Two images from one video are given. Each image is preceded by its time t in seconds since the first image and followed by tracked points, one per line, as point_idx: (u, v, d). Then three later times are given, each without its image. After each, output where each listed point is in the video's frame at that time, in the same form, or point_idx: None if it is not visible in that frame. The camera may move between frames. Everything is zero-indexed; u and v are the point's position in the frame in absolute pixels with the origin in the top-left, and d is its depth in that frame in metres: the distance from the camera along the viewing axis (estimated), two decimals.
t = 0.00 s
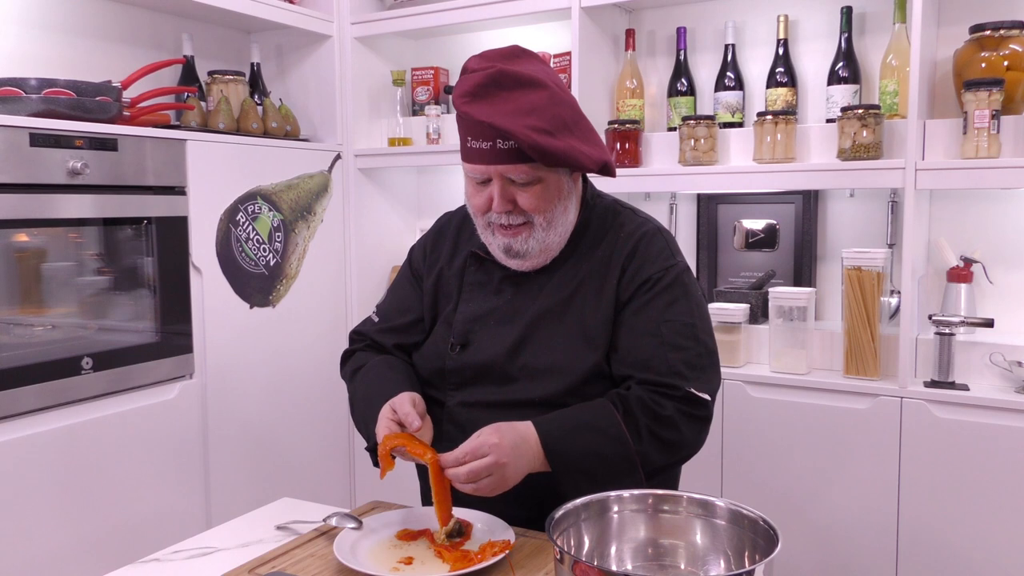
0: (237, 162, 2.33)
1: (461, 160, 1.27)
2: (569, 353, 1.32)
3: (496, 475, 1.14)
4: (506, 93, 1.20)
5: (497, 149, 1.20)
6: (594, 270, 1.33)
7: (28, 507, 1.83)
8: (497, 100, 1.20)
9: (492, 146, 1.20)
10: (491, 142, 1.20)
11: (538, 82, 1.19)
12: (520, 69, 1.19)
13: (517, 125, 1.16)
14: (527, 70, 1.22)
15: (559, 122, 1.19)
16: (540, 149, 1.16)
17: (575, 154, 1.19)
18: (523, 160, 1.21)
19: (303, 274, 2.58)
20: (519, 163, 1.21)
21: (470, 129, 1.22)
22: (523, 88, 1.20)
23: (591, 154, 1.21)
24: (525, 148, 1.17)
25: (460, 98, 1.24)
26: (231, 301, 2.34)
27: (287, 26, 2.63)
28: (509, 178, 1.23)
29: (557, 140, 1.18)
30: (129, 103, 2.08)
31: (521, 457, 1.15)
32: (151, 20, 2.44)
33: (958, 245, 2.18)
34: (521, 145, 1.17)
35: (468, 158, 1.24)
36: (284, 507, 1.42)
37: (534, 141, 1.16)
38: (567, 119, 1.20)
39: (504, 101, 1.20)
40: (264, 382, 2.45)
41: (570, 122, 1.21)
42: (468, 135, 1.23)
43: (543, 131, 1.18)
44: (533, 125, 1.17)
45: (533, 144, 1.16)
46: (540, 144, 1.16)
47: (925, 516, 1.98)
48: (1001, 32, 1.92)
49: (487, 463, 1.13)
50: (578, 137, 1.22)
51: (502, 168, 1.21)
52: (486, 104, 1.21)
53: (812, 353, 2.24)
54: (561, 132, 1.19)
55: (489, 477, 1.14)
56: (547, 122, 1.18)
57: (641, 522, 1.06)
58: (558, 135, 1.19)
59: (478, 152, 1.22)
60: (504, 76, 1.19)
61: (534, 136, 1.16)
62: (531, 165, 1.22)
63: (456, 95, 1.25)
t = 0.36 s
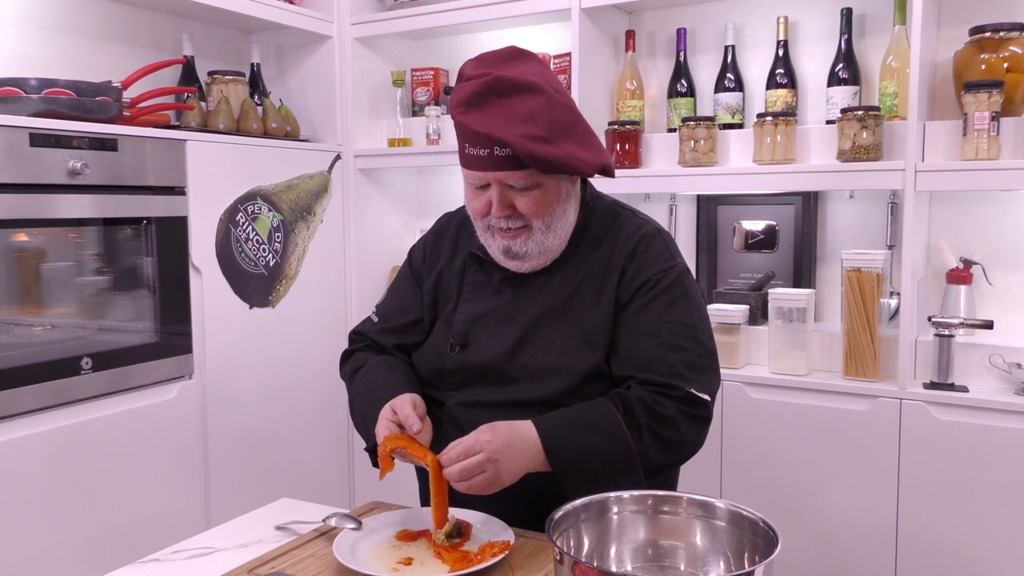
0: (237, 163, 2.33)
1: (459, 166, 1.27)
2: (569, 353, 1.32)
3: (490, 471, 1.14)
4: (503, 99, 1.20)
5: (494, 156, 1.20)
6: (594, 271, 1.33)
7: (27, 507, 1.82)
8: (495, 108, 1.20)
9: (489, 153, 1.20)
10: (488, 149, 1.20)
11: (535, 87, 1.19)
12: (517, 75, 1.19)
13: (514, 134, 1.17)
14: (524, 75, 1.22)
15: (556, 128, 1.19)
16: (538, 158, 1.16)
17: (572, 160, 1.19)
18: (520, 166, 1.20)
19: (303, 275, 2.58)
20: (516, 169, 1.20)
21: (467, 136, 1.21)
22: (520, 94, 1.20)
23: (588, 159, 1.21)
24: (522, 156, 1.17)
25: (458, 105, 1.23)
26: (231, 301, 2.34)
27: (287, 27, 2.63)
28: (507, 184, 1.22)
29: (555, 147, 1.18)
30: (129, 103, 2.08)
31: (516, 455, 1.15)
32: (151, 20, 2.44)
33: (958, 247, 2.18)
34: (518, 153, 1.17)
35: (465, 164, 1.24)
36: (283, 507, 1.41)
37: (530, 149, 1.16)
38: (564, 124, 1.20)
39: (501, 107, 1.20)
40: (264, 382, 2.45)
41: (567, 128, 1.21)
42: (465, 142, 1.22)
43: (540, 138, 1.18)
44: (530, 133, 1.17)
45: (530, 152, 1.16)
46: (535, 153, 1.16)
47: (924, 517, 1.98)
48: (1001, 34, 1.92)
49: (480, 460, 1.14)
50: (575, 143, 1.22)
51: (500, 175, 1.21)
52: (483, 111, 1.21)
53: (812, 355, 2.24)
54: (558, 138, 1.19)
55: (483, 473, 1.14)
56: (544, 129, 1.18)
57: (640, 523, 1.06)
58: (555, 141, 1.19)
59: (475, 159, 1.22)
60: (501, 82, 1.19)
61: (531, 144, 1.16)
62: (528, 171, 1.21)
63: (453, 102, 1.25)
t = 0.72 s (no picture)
0: (237, 163, 2.33)
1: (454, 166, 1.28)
2: (569, 354, 1.32)
3: (499, 470, 1.14)
4: (495, 99, 1.21)
5: (488, 155, 1.21)
6: (593, 272, 1.33)
7: (27, 507, 1.82)
8: (487, 107, 1.20)
9: (483, 152, 1.21)
10: (481, 147, 1.20)
11: (527, 86, 1.19)
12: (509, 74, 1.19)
13: (506, 132, 1.17)
14: (517, 74, 1.22)
15: (549, 127, 1.19)
16: (531, 156, 1.16)
17: (565, 159, 1.19)
18: (512, 164, 1.21)
19: (303, 275, 2.58)
20: (509, 168, 1.21)
21: (461, 135, 1.22)
22: (512, 92, 1.20)
23: (581, 158, 1.21)
24: (514, 155, 1.17)
25: (451, 105, 1.24)
26: (231, 302, 2.34)
27: (287, 27, 2.63)
28: (501, 182, 1.23)
29: (547, 145, 1.18)
30: (129, 103, 2.08)
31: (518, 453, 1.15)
32: (151, 20, 2.44)
33: (957, 247, 2.19)
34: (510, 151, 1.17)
35: (460, 163, 1.25)
36: (284, 507, 1.41)
37: (522, 147, 1.16)
38: (557, 123, 1.20)
39: (495, 106, 1.20)
40: (264, 383, 2.45)
41: (560, 126, 1.21)
42: (459, 141, 1.23)
43: (532, 137, 1.18)
44: (522, 132, 1.17)
45: (523, 151, 1.16)
46: (527, 150, 1.16)
47: (924, 518, 1.98)
48: (1000, 35, 1.91)
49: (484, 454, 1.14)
50: (568, 141, 1.21)
51: (494, 173, 1.22)
52: (475, 110, 1.21)
53: (811, 355, 2.24)
54: (550, 136, 1.19)
55: (492, 471, 1.14)
56: (536, 128, 1.18)
57: (640, 524, 1.06)
58: (547, 140, 1.19)
59: (469, 158, 1.22)
60: (493, 82, 1.19)
61: (523, 142, 1.17)
62: (521, 169, 1.22)
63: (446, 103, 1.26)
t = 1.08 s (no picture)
0: (237, 163, 2.33)
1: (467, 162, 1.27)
2: (569, 355, 1.32)
3: (492, 479, 1.14)
4: (515, 99, 1.21)
5: (504, 154, 1.20)
6: (594, 273, 1.34)
7: (26, 507, 1.82)
8: (507, 107, 1.20)
9: (499, 151, 1.20)
10: (499, 147, 1.20)
11: (548, 88, 1.20)
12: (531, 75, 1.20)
13: (527, 133, 1.17)
14: (537, 75, 1.22)
15: (568, 130, 1.20)
16: (550, 158, 1.17)
17: (583, 163, 1.19)
18: (529, 165, 1.21)
19: (303, 275, 2.58)
20: (525, 168, 1.21)
21: (479, 133, 1.22)
22: (533, 94, 1.21)
23: (598, 163, 1.21)
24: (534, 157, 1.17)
25: (470, 103, 1.24)
26: (231, 302, 2.34)
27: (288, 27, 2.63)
28: (514, 182, 1.23)
29: (566, 148, 1.19)
30: (130, 103, 2.08)
31: (518, 464, 1.15)
32: (152, 20, 2.44)
33: (957, 249, 2.19)
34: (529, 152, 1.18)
35: (474, 161, 1.24)
36: (284, 507, 1.42)
37: (543, 149, 1.16)
38: (576, 127, 1.21)
39: (515, 106, 1.20)
40: (264, 383, 2.45)
41: (579, 130, 1.21)
42: (476, 139, 1.23)
43: (551, 139, 1.18)
44: (542, 134, 1.18)
45: (543, 153, 1.16)
46: (547, 153, 1.17)
47: (923, 519, 1.99)
48: (1000, 37, 1.92)
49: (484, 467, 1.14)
50: (586, 145, 1.22)
51: (509, 173, 1.22)
52: (495, 109, 1.21)
53: (811, 356, 2.24)
54: (569, 140, 1.20)
55: (485, 481, 1.14)
56: (556, 131, 1.19)
57: (640, 524, 1.07)
58: (566, 143, 1.19)
59: (485, 156, 1.22)
60: (515, 82, 1.19)
61: (543, 144, 1.17)
62: (536, 171, 1.22)
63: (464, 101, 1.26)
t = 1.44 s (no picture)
0: (238, 163, 2.33)
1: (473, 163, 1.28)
2: (569, 356, 1.32)
3: (492, 479, 1.15)
4: (523, 101, 1.21)
5: (510, 156, 1.21)
6: (594, 275, 1.34)
7: (26, 507, 1.82)
8: (515, 110, 1.21)
9: (505, 153, 1.21)
10: (505, 149, 1.20)
11: (557, 91, 1.20)
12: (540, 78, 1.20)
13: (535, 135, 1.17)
14: (546, 78, 1.23)
15: (575, 134, 1.20)
16: (556, 161, 1.17)
17: (589, 167, 1.20)
18: (535, 168, 1.21)
19: (304, 276, 2.58)
20: (531, 171, 1.22)
21: (485, 134, 1.22)
22: (541, 97, 1.21)
23: (603, 167, 1.22)
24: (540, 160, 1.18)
25: (479, 104, 1.24)
26: (231, 302, 2.34)
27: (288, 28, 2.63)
28: (519, 185, 1.23)
29: (573, 152, 1.19)
30: (131, 104, 2.08)
31: (517, 461, 1.16)
32: (153, 21, 2.44)
33: (957, 250, 2.19)
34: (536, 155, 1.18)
35: (479, 162, 1.24)
36: (284, 507, 1.42)
37: (549, 152, 1.17)
38: (583, 130, 1.21)
39: (522, 109, 1.21)
40: (264, 384, 2.45)
41: (586, 134, 1.22)
42: (482, 140, 1.23)
43: (559, 143, 1.18)
44: (550, 137, 1.18)
45: (549, 156, 1.17)
46: (554, 156, 1.17)
47: (922, 520, 1.99)
48: (1000, 38, 1.92)
49: (484, 467, 1.14)
50: (592, 150, 1.22)
51: (514, 175, 1.22)
52: (502, 111, 1.22)
53: (811, 358, 2.25)
54: (575, 144, 1.20)
55: (486, 480, 1.15)
56: (563, 134, 1.19)
57: (641, 524, 1.07)
58: (573, 146, 1.20)
59: (491, 158, 1.22)
60: (524, 84, 1.20)
61: (550, 147, 1.17)
62: (542, 174, 1.22)
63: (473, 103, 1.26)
